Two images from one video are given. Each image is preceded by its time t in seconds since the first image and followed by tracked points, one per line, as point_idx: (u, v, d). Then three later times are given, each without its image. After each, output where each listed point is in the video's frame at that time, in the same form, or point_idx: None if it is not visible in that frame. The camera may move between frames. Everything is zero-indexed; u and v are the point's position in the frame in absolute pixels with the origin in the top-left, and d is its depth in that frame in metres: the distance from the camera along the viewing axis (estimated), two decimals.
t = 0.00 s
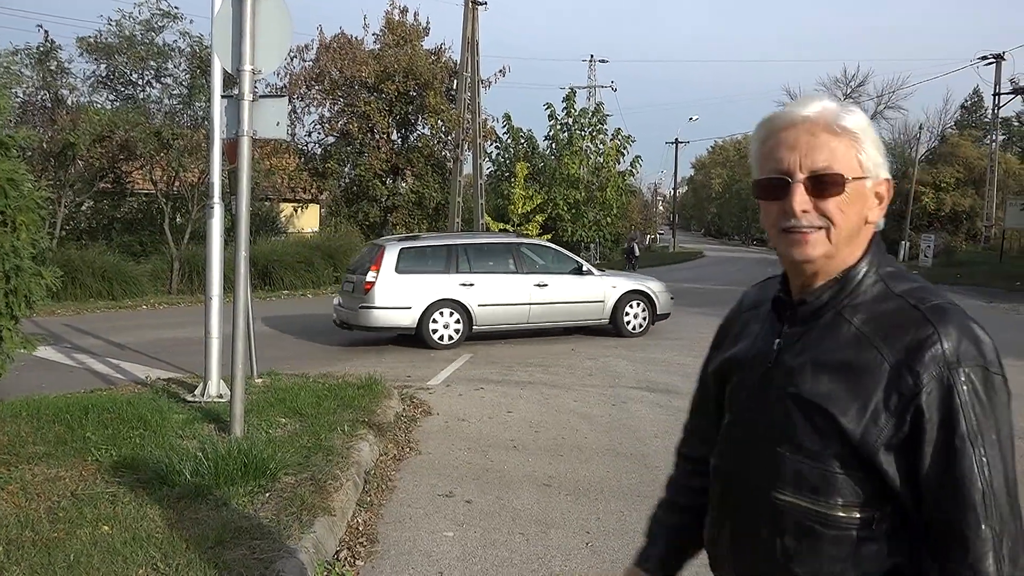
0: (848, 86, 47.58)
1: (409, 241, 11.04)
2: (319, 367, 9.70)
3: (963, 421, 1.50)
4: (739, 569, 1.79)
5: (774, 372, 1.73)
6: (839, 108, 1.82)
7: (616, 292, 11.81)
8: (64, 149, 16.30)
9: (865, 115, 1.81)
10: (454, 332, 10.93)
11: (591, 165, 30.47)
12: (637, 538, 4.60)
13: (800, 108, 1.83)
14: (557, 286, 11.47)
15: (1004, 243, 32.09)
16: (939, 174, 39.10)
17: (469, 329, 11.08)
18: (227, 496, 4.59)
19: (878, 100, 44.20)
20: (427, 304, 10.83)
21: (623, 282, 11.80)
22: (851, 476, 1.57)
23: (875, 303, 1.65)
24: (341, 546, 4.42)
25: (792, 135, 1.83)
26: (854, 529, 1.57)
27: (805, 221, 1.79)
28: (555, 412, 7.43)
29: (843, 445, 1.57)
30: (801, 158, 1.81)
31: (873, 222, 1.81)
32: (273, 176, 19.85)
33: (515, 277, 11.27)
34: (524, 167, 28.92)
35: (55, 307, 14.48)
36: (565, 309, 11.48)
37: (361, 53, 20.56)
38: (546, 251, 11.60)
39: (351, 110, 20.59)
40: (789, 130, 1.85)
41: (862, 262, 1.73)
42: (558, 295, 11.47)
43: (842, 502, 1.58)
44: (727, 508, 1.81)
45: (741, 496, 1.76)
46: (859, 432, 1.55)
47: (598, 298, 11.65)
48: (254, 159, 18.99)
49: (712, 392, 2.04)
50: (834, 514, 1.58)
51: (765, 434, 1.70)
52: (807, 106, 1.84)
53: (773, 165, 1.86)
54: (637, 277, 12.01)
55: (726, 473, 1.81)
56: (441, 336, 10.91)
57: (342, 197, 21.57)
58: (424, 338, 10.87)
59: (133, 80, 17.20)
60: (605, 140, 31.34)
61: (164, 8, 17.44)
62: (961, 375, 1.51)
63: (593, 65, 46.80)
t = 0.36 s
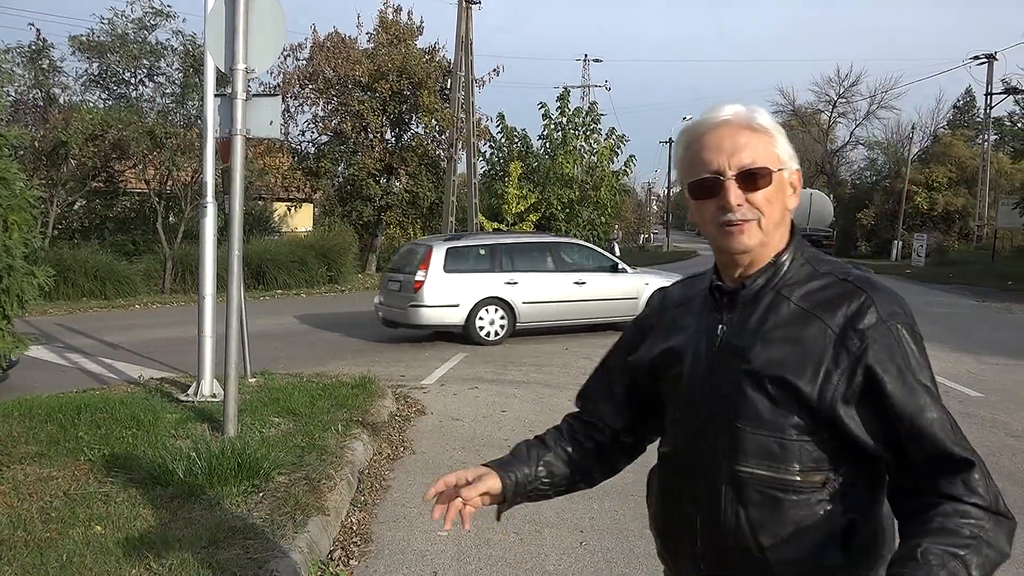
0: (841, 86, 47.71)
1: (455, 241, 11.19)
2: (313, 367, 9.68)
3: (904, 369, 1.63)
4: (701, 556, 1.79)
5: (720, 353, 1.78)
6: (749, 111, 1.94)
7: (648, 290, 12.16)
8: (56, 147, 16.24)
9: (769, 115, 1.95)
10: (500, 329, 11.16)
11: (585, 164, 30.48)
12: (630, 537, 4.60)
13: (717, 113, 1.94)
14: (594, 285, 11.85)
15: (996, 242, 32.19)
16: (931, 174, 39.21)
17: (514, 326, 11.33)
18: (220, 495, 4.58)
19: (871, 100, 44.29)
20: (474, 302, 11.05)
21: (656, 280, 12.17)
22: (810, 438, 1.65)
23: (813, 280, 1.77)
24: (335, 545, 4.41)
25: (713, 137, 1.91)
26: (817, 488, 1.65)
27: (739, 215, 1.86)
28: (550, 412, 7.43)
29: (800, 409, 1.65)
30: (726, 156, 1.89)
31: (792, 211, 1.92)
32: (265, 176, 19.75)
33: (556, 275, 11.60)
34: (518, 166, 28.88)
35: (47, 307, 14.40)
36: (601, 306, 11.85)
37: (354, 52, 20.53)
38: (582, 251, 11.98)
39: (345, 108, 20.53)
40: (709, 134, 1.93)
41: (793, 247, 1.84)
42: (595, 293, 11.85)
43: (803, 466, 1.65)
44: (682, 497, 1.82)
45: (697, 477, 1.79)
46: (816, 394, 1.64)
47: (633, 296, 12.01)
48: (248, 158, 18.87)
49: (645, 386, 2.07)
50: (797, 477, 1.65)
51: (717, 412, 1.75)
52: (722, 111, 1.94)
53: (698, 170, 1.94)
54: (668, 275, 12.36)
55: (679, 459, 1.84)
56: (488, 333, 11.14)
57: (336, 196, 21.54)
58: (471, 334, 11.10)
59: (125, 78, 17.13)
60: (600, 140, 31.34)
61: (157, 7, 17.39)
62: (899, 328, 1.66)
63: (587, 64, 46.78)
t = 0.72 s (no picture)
0: (836, 86, 47.81)
1: (523, 241, 11.78)
2: (309, 366, 9.66)
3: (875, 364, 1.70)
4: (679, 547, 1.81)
5: (699, 347, 1.83)
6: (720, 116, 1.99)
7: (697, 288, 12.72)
8: (51, 146, 16.19)
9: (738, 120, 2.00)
10: (565, 325, 11.71)
11: (581, 164, 30.50)
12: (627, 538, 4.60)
13: (688, 118, 1.98)
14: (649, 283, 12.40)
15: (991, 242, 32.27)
16: (926, 175, 39.30)
17: (576, 322, 11.88)
18: (215, 495, 4.57)
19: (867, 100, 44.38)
20: (542, 300, 11.60)
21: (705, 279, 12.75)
22: (787, 428, 1.71)
23: (786, 276, 1.84)
24: (330, 546, 4.41)
25: (684, 142, 1.96)
26: (793, 477, 1.70)
27: (712, 217, 1.92)
28: (546, 411, 7.44)
29: (778, 399, 1.71)
30: (699, 161, 1.94)
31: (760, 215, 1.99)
32: (261, 176, 19.66)
33: (616, 274, 12.16)
34: (514, 166, 28.86)
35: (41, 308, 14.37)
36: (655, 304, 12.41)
37: (350, 51, 20.51)
38: (638, 251, 12.54)
39: (341, 108, 20.50)
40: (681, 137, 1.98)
41: (764, 248, 1.91)
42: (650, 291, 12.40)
43: (780, 454, 1.70)
44: (661, 489, 1.84)
45: (676, 468, 1.81)
46: (794, 384, 1.70)
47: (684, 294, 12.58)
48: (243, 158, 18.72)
49: (623, 389, 2.10)
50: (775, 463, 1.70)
51: (699, 403, 1.79)
52: (691, 117, 1.98)
53: (671, 171, 1.98)
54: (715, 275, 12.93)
55: (656, 451, 1.87)
56: (553, 328, 11.69)
57: (331, 196, 21.54)
58: (538, 330, 11.65)
59: (121, 78, 17.10)
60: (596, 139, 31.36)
61: (152, 6, 17.36)
62: (869, 323, 1.73)
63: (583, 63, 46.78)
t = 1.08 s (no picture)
0: (833, 86, 47.85)
1: (596, 241, 12.59)
2: (306, 366, 9.66)
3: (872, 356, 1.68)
4: (669, 540, 1.82)
5: (695, 341, 1.84)
6: (728, 115, 2.01)
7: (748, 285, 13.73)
8: (48, 146, 16.15)
9: (748, 120, 2.01)
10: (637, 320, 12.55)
11: (578, 164, 30.49)
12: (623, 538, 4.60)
13: (696, 115, 2.02)
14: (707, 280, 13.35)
15: (988, 242, 32.29)
16: (923, 175, 39.36)
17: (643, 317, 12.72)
18: (212, 495, 4.57)
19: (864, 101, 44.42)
20: (616, 296, 12.40)
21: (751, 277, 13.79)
22: (779, 422, 1.71)
23: (785, 274, 1.84)
24: (327, 546, 4.41)
25: (690, 136, 1.99)
26: (783, 471, 1.70)
27: (711, 209, 1.93)
28: (544, 411, 7.44)
29: (770, 394, 1.71)
30: (702, 154, 1.96)
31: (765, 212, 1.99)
32: (258, 175, 19.62)
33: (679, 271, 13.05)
34: (511, 166, 28.84)
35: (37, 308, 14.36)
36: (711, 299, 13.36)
37: (347, 51, 20.45)
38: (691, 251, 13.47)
39: (338, 108, 20.47)
40: (689, 133, 2.00)
41: (766, 245, 1.91)
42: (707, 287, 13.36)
43: (771, 450, 1.70)
44: (654, 480, 1.86)
45: (669, 460, 1.82)
46: (786, 378, 1.70)
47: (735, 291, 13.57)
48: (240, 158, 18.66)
49: (622, 383, 2.11)
50: (764, 457, 1.70)
51: (692, 397, 1.80)
52: (700, 114, 2.02)
53: (676, 165, 2.00)
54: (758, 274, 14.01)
55: (651, 444, 1.88)
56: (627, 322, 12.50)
57: (328, 196, 21.52)
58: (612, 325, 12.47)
59: (117, 78, 17.06)
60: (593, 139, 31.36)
61: (149, 5, 17.32)
62: (864, 318, 1.71)
63: (580, 63, 46.72)
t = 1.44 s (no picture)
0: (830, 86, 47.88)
1: (668, 240, 13.64)
2: (304, 366, 9.65)
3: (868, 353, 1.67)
4: (669, 542, 1.83)
5: (691, 342, 1.84)
6: (723, 116, 2.00)
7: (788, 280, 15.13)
8: (45, 146, 16.09)
9: (744, 121, 2.01)
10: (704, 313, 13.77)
11: (577, 164, 30.49)
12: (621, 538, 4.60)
13: (692, 116, 2.01)
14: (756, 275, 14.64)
15: (986, 241, 32.31)
16: (920, 175, 39.39)
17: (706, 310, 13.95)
18: (210, 495, 4.57)
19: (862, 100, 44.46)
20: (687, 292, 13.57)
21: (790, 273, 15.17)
22: (776, 423, 1.71)
23: (782, 274, 1.84)
24: (326, 546, 4.40)
25: (685, 138, 1.98)
26: (780, 471, 1.70)
27: (707, 211, 1.93)
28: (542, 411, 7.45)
29: (767, 394, 1.71)
30: (699, 155, 1.95)
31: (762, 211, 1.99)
32: (256, 175, 19.61)
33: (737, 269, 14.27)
34: (509, 166, 28.83)
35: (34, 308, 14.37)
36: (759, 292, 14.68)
37: (345, 51, 20.40)
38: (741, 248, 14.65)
39: (336, 108, 20.45)
40: (683, 134, 1.99)
41: (761, 246, 1.91)
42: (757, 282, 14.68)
43: (769, 451, 1.71)
44: (652, 482, 1.86)
45: (666, 461, 1.82)
46: (782, 378, 1.70)
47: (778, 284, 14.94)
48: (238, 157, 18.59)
49: (619, 380, 2.12)
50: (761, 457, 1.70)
51: (689, 398, 1.80)
52: (696, 115, 2.01)
53: (671, 167, 2.00)
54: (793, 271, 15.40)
55: (648, 446, 1.89)
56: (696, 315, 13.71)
57: (326, 196, 21.51)
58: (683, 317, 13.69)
59: (115, 77, 17.03)
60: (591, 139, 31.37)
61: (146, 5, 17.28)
62: (861, 316, 1.71)
63: (578, 63, 46.71)
